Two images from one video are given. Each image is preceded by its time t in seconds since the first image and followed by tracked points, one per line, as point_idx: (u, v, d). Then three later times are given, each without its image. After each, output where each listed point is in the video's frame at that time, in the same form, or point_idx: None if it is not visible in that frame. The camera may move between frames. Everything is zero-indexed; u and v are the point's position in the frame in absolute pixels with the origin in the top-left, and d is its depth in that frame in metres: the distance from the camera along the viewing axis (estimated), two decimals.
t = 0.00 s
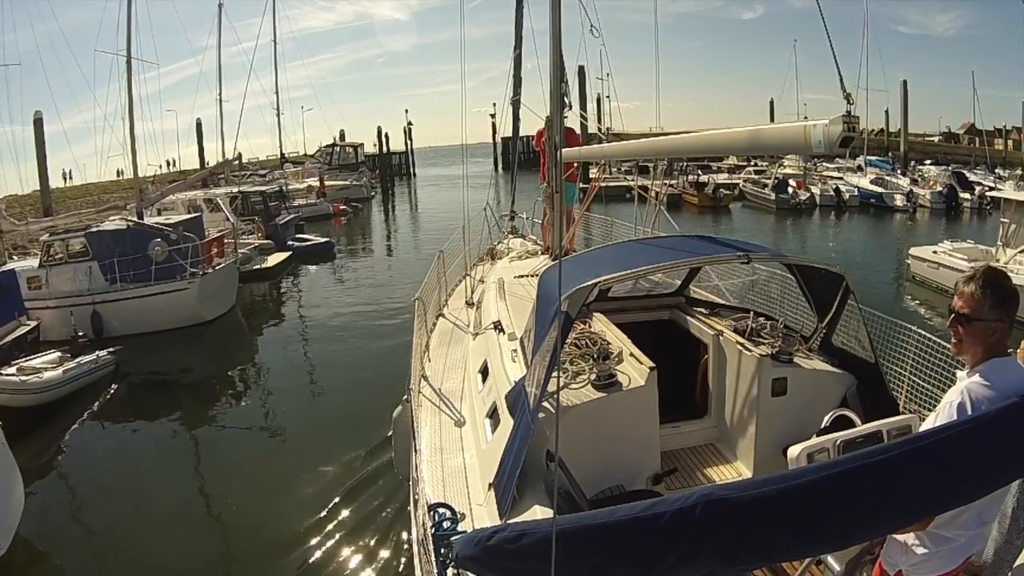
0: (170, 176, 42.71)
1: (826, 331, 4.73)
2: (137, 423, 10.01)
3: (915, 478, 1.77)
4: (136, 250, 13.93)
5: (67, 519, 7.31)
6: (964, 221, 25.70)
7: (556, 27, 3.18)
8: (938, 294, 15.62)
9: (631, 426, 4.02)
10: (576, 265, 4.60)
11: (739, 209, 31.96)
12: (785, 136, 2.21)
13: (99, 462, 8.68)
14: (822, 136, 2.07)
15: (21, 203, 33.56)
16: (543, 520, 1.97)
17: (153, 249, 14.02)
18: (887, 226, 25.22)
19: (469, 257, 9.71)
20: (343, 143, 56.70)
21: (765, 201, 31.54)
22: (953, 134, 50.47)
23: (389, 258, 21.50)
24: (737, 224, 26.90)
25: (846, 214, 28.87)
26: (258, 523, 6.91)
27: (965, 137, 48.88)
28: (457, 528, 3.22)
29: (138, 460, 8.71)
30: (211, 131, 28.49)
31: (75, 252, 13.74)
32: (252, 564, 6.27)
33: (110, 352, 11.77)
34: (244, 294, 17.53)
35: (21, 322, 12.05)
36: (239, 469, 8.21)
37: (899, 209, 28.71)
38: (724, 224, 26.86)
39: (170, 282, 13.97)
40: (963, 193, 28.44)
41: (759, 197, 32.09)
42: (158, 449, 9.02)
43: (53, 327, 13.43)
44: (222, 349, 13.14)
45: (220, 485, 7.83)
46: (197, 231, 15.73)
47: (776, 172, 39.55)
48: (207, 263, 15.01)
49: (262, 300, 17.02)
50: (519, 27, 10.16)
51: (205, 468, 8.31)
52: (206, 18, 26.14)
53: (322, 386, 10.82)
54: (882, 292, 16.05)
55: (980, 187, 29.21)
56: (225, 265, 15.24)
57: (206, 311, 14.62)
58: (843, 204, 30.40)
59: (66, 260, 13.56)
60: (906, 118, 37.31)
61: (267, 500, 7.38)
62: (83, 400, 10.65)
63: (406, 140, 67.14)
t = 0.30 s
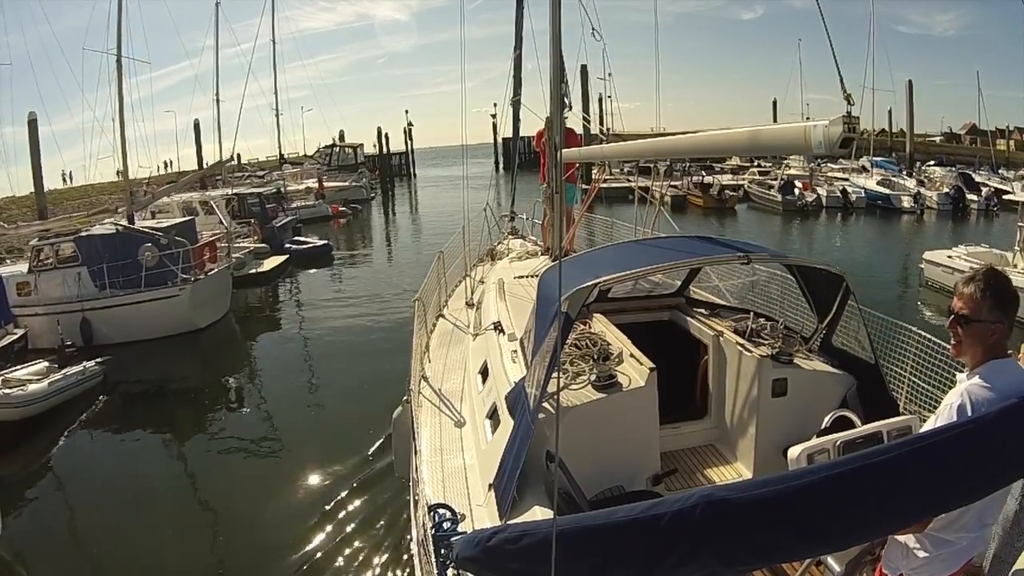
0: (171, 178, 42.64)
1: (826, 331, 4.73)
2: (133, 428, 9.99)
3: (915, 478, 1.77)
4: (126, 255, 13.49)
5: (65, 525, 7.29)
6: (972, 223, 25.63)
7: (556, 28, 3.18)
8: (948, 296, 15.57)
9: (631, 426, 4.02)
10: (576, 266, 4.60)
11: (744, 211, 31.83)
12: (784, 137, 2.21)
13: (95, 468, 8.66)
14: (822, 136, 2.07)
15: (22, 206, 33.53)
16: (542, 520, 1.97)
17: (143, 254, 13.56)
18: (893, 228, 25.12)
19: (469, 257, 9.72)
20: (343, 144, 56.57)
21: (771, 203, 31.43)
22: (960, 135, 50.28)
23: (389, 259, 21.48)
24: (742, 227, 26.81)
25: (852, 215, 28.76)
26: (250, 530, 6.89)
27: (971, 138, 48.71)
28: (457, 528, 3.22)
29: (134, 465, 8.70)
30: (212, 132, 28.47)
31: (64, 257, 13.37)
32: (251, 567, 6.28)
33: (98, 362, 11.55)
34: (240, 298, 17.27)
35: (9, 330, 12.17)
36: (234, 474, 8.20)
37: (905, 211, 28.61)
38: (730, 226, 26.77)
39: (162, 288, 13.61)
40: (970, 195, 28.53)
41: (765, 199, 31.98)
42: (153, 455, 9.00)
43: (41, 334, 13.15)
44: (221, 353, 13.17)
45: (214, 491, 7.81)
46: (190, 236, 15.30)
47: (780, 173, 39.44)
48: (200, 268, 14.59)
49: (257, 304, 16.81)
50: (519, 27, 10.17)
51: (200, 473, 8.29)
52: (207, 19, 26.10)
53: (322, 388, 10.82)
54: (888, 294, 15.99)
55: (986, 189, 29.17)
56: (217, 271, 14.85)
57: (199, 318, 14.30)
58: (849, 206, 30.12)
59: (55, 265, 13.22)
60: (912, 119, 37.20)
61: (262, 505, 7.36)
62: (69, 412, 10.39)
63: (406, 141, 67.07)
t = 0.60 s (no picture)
0: (175, 179, 42.66)
1: (826, 332, 4.73)
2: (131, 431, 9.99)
3: (917, 478, 1.77)
4: (116, 259, 13.29)
5: (62, 530, 7.28)
6: (978, 224, 25.60)
7: (555, 28, 3.17)
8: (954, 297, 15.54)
9: (631, 427, 4.02)
10: (576, 266, 4.60)
11: (750, 212, 31.74)
12: (784, 138, 2.21)
13: (93, 472, 8.65)
14: (822, 137, 2.07)
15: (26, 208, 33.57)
16: (543, 521, 1.97)
17: (133, 259, 13.31)
18: (899, 230, 25.02)
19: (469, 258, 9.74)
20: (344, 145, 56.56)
21: (776, 204, 31.41)
22: (966, 136, 50.10)
23: (389, 260, 21.50)
24: (748, 228, 26.74)
25: (859, 216, 28.68)
26: (243, 534, 6.88)
27: (977, 138, 48.56)
28: (457, 529, 3.23)
29: (131, 469, 8.69)
30: (214, 134, 28.47)
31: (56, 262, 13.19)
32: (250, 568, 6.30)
33: (87, 373, 11.28)
34: (236, 302, 17.07)
35: None
36: (230, 477, 8.21)
37: (912, 212, 28.51)
38: (735, 228, 26.71)
39: (152, 294, 13.33)
40: (977, 196, 28.48)
41: (770, 200, 31.90)
42: (149, 459, 8.99)
43: (31, 341, 13.02)
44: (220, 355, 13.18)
45: (210, 495, 7.79)
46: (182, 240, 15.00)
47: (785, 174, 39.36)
48: (192, 273, 14.32)
49: (251, 309, 16.63)
50: (519, 28, 10.19)
51: (197, 477, 8.29)
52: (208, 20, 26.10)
53: (323, 390, 10.82)
54: (894, 296, 15.96)
55: (992, 190, 29.10)
56: (212, 275, 14.57)
57: (191, 326, 13.98)
58: (856, 207, 30.16)
59: (45, 270, 13.07)
60: (917, 119, 37.09)
61: (259, 509, 7.34)
62: (55, 425, 10.05)
63: (407, 142, 67.03)
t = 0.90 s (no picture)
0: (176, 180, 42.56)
1: (826, 331, 4.73)
2: (128, 432, 9.94)
3: (916, 478, 1.77)
4: (105, 265, 12.97)
5: (60, 534, 7.25)
6: (985, 226, 25.51)
7: (555, 28, 3.17)
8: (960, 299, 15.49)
9: (632, 427, 4.02)
10: (576, 266, 4.60)
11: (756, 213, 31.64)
12: (785, 137, 2.21)
13: (91, 475, 8.62)
14: (822, 136, 2.07)
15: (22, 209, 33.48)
16: (543, 521, 1.97)
17: (123, 264, 13.03)
18: (906, 232, 24.95)
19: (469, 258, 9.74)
20: (343, 145, 56.46)
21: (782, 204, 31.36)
22: (972, 136, 49.97)
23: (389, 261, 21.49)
24: (754, 230, 26.65)
25: (865, 217, 28.58)
26: (239, 539, 6.84)
27: (979, 138, 48.55)
28: (457, 529, 3.22)
29: (128, 472, 8.65)
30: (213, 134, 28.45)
31: (44, 266, 12.92)
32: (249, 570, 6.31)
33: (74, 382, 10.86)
34: (231, 306, 16.79)
35: None
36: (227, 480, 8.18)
37: (920, 213, 28.42)
38: (740, 229, 26.64)
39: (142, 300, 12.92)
40: (983, 197, 28.39)
41: (776, 200, 31.87)
42: (146, 460, 8.96)
43: (18, 349, 12.68)
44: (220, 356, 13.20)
45: (207, 499, 7.75)
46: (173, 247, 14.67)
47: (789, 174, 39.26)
48: (183, 279, 13.93)
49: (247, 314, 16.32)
50: (518, 28, 10.20)
51: (195, 480, 8.27)
52: (209, 19, 26.04)
53: (323, 390, 10.82)
54: (899, 297, 15.91)
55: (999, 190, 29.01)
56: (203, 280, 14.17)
57: (183, 333, 13.57)
58: (862, 208, 30.13)
59: (34, 275, 12.79)
60: (922, 119, 36.97)
61: (256, 513, 7.31)
62: (42, 438, 9.63)
63: (408, 142, 66.93)
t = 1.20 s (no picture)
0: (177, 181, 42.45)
1: (826, 331, 4.74)
2: (128, 434, 9.90)
3: (916, 478, 1.77)
4: (94, 270, 12.43)
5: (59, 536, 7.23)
6: (992, 227, 25.45)
7: (556, 27, 3.17)
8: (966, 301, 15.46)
9: (632, 426, 4.03)
10: (576, 267, 4.60)
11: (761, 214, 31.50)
12: (784, 138, 2.22)
13: (90, 476, 8.61)
14: (822, 136, 2.08)
15: (18, 210, 33.38)
16: (543, 521, 1.97)
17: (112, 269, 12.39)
18: (913, 233, 24.81)
19: (469, 258, 9.76)
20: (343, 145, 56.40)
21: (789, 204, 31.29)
22: (979, 137, 49.75)
23: (389, 262, 21.48)
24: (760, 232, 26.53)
25: (873, 219, 28.47)
26: (234, 544, 6.79)
27: (982, 138, 48.46)
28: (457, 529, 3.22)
29: (126, 474, 8.62)
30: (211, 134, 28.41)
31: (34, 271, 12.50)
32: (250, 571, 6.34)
33: (63, 391, 10.46)
34: (227, 310, 16.43)
35: None
36: (226, 482, 8.16)
37: (927, 214, 28.42)
38: (745, 230, 26.53)
39: (132, 307, 12.34)
40: (990, 197, 28.33)
41: (782, 201, 31.79)
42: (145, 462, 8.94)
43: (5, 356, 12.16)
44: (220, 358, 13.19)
45: (204, 503, 7.71)
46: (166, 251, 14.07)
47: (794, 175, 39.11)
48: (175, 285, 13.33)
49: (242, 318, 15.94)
50: (518, 28, 10.24)
51: (194, 482, 8.25)
52: (208, 18, 25.99)
53: (324, 391, 10.83)
54: (904, 299, 15.89)
55: (1006, 191, 28.95)
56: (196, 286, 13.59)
57: (175, 340, 13.00)
58: (869, 209, 30.04)
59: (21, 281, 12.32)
60: (928, 119, 36.82)
61: (253, 517, 7.27)
62: (28, 452, 9.22)
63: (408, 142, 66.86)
